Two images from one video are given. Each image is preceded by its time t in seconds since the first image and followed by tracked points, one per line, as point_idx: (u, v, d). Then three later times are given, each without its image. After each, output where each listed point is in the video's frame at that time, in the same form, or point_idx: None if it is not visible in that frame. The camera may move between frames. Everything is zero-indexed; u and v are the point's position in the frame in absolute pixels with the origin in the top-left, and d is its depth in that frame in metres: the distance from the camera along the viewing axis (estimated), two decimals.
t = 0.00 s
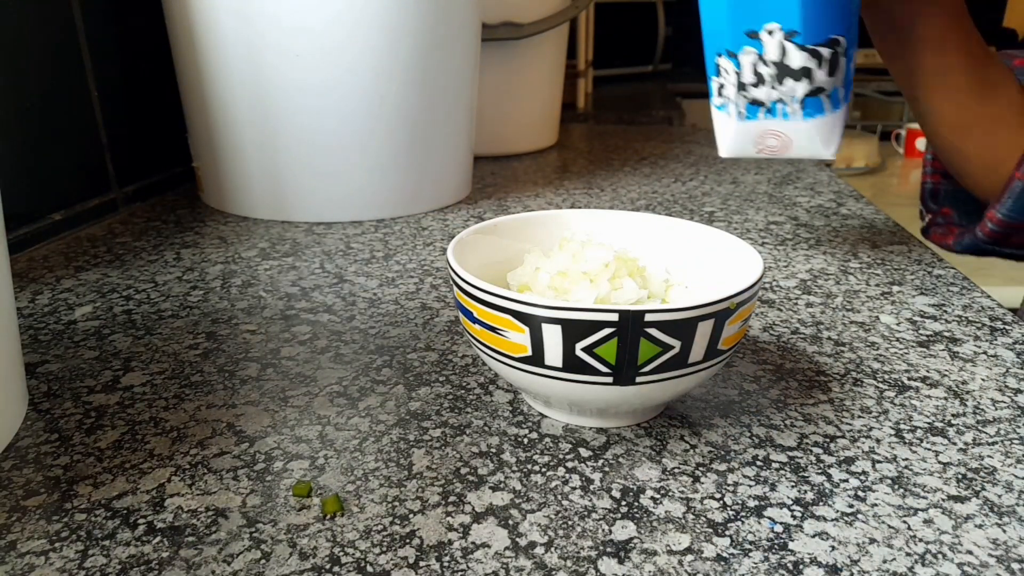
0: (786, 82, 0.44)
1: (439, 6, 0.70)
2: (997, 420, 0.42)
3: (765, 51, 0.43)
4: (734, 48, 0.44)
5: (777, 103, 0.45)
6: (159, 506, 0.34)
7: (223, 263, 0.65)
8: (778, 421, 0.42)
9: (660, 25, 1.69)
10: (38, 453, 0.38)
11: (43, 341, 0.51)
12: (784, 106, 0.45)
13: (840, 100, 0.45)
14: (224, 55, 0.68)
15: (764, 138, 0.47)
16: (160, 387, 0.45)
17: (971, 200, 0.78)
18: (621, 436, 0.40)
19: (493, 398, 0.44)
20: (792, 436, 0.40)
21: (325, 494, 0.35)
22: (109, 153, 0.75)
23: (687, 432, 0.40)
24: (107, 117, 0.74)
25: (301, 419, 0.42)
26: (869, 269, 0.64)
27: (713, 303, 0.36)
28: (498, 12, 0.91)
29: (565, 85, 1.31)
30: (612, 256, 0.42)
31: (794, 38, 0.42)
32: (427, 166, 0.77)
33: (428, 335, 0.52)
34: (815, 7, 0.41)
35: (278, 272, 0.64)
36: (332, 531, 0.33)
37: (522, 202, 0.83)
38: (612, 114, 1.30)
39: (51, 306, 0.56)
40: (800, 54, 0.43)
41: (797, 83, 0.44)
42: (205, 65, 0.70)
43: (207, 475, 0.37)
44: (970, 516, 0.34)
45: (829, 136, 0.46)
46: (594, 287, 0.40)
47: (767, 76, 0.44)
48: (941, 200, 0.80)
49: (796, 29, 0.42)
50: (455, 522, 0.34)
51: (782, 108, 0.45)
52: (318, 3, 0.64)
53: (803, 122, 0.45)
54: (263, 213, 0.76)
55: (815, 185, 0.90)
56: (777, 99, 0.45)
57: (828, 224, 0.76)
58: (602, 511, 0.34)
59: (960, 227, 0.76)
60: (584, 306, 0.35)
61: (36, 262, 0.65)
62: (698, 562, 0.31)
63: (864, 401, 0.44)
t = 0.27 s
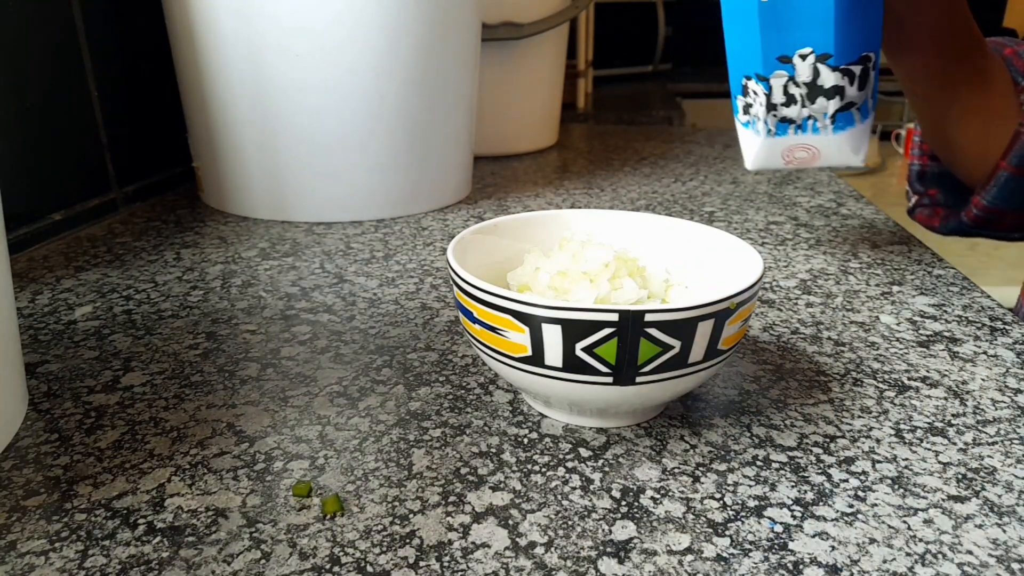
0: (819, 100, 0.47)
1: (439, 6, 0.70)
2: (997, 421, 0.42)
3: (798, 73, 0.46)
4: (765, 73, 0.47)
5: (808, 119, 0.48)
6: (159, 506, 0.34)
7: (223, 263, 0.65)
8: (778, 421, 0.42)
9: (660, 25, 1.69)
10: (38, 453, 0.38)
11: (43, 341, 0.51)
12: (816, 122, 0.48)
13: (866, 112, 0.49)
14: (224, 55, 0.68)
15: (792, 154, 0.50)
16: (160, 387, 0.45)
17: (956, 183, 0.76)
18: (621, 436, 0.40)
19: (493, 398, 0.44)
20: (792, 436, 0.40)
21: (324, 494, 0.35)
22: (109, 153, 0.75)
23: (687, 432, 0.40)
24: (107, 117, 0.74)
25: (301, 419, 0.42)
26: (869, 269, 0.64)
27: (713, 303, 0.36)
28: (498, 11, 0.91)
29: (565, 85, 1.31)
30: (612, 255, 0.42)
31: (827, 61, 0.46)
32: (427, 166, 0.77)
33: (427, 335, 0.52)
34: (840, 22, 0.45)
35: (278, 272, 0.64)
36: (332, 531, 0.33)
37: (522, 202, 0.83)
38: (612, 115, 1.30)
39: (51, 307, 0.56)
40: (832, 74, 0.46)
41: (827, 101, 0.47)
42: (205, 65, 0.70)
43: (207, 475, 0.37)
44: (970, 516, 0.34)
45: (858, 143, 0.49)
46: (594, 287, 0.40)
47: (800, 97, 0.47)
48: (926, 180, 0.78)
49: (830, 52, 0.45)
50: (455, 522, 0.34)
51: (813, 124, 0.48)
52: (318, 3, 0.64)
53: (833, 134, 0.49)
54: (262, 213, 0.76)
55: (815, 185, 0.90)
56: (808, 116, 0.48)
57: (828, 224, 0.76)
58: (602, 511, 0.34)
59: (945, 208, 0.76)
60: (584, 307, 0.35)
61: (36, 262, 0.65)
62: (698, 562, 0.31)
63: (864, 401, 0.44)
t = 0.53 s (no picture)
0: (797, 100, 0.45)
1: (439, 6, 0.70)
2: (997, 420, 0.42)
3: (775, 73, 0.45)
4: (744, 72, 0.45)
5: (786, 118, 0.46)
6: (159, 506, 0.34)
7: (223, 263, 0.65)
8: (778, 421, 0.42)
9: (660, 24, 1.69)
10: (38, 453, 0.38)
11: (43, 341, 0.51)
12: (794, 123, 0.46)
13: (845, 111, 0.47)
14: (224, 56, 0.68)
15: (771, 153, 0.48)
16: (160, 387, 0.45)
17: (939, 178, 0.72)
18: (621, 436, 0.40)
19: (493, 398, 0.44)
20: (792, 436, 0.40)
21: (324, 494, 0.35)
22: (109, 153, 0.75)
23: (687, 432, 0.40)
24: (107, 117, 0.74)
25: (301, 419, 0.42)
26: (869, 269, 0.64)
27: (713, 303, 0.36)
28: (498, 11, 0.91)
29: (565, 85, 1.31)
30: (612, 256, 0.42)
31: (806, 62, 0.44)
32: (427, 166, 0.77)
33: (428, 335, 0.52)
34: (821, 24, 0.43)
35: (278, 272, 0.64)
36: (332, 531, 0.33)
37: (522, 202, 0.83)
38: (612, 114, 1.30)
39: (51, 307, 0.56)
40: (811, 75, 0.44)
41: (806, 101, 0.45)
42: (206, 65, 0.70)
43: (206, 475, 0.37)
44: (970, 516, 0.34)
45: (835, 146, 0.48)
46: (594, 287, 0.39)
47: (777, 96, 0.45)
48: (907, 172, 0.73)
49: (808, 52, 0.44)
50: (455, 522, 0.34)
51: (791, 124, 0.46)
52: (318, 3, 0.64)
53: (811, 133, 0.47)
54: (262, 213, 0.76)
55: (815, 185, 0.90)
56: (786, 114, 0.46)
57: (828, 224, 0.76)
58: (602, 511, 0.34)
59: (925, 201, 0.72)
60: (584, 307, 0.35)
61: (36, 262, 0.65)
62: (698, 562, 0.31)
63: (864, 401, 0.44)
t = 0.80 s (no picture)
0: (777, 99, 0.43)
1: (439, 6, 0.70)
2: (997, 420, 0.42)
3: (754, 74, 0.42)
4: (725, 72, 0.42)
5: (766, 116, 0.44)
6: (159, 506, 0.34)
7: (223, 263, 0.65)
8: (778, 421, 0.42)
9: (661, 25, 1.69)
10: (38, 453, 0.38)
11: (43, 341, 0.51)
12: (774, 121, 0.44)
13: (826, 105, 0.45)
14: (223, 56, 0.68)
15: (751, 144, 0.46)
16: (160, 387, 0.45)
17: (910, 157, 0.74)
18: (621, 436, 0.40)
19: (493, 398, 0.44)
20: (792, 436, 0.40)
21: (324, 494, 0.35)
22: (109, 153, 0.75)
23: (687, 432, 0.40)
24: (107, 117, 0.75)
25: (301, 419, 0.42)
26: (869, 269, 0.64)
27: (713, 303, 0.36)
28: (498, 11, 0.91)
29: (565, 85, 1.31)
30: (612, 255, 0.42)
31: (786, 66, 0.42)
32: (427, 166, 0.77)
33: (428, 335, 0.52)
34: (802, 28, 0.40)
35: (278, 272, 0.64)
36: (332, 531, 0.33)
37: (522, 202, 0.83)
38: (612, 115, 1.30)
39: (51, 306, 0.56)
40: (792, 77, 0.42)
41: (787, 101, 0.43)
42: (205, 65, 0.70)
43: (207, 475, 0.37)
44: (970, 516, 0.34)
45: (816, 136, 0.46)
46: (594, 287, 0.39)
47: (758, 96, 0.43)
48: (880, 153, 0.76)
49: (790, 56, 0.41)
50: (455, 522, 0.34)
51: (772, 121, 0.45)
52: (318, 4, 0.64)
53: (793, 128, 0.45)
54: (262, 213, 0.76)
55: (815, 185, 0.90)
56: (766, 112, 0.44)
57: (828, 224, 0.76)
58: (602, 511, 0.34)
59: (898, 181, 0.75)
60: (584, 306, 0.35)
61: (36, 262, 0.65)
62: (698, 562, 0.31)
63: (864, 401, 0.44)
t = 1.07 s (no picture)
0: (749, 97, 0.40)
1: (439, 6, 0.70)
2: (997, 420, 0.42)
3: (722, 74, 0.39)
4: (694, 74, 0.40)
5: (743, 110, 0.41)
6: (159, 506, 0.34)
7: (223, 263, 0.65)
8: (778, 421, 0.42)
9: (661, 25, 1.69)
10: (38, 453, 0.38)
11: (43, 341, 0.51)
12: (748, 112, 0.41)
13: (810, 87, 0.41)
14: (223, 56, 0.68)
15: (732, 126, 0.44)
16: (160, 387, 0.45)
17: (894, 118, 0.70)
18: (621, 436, 0.40)
19: (493, 398, 0.44)
20: (792, 436, 0.40)
21: (325, 494, 0.35)
22: (110, 153, 0.75)
23: (687, 432, 0.40)
24: (107, 117, 0.75)
25: (301, 419, 0.42)
26: (869, 269, 0.64)
27: (713, 303, 0.36)
28: (498, 11, 0.91)
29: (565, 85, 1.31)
30: (612, 255, 0.42)
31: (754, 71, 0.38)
32: (427, 166, 0.77)
33: (428, 335, 0.52)
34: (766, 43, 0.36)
35: (278, 272, 0.64)
36: (332, 531, 0.33)
37: (522, 202, 0.83)
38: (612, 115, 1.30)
39: (51, 306, 0.56)
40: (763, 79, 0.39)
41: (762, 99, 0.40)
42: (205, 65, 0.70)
43: (206, 475, 0.37)
44: (970, 516, 0.34)
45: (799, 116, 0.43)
46: (594, 286, 0.39)
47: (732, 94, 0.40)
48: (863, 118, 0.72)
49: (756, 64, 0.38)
50: (455, 522, 0.34)
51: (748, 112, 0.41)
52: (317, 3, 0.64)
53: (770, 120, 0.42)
54: (262, 213, 0.76)
55: (815, 185, 0.90)
56: (743, 108, 0.41)
57: (828, 224, 0.76)
58: (602, 511, 0.34)
59: (883, 147, 0.71)
60: (584, 307, 0.35)
61: (36, 262, 0.65)
62: (698, 562, 0.31)
63: (864, 401, 0.44)
